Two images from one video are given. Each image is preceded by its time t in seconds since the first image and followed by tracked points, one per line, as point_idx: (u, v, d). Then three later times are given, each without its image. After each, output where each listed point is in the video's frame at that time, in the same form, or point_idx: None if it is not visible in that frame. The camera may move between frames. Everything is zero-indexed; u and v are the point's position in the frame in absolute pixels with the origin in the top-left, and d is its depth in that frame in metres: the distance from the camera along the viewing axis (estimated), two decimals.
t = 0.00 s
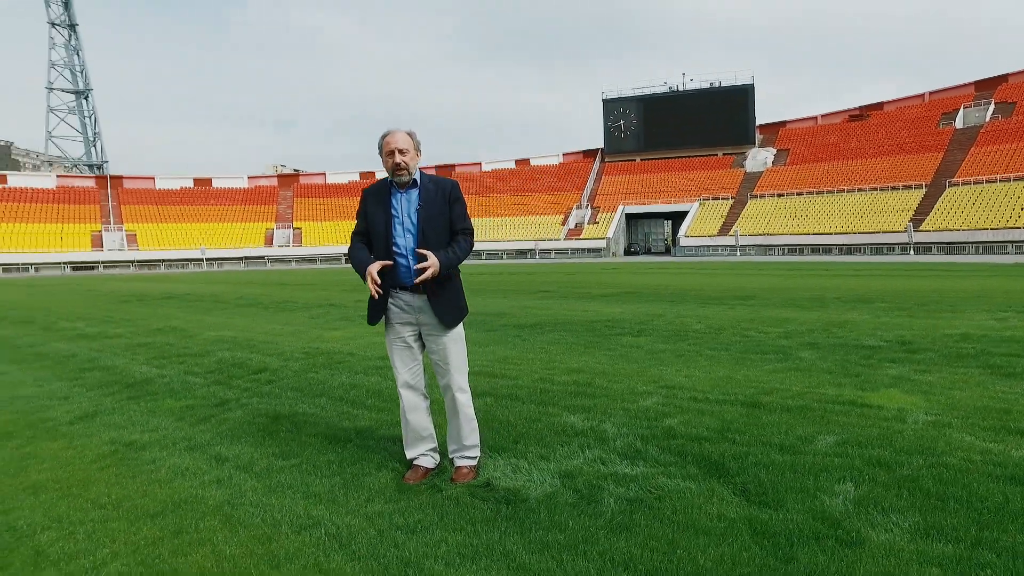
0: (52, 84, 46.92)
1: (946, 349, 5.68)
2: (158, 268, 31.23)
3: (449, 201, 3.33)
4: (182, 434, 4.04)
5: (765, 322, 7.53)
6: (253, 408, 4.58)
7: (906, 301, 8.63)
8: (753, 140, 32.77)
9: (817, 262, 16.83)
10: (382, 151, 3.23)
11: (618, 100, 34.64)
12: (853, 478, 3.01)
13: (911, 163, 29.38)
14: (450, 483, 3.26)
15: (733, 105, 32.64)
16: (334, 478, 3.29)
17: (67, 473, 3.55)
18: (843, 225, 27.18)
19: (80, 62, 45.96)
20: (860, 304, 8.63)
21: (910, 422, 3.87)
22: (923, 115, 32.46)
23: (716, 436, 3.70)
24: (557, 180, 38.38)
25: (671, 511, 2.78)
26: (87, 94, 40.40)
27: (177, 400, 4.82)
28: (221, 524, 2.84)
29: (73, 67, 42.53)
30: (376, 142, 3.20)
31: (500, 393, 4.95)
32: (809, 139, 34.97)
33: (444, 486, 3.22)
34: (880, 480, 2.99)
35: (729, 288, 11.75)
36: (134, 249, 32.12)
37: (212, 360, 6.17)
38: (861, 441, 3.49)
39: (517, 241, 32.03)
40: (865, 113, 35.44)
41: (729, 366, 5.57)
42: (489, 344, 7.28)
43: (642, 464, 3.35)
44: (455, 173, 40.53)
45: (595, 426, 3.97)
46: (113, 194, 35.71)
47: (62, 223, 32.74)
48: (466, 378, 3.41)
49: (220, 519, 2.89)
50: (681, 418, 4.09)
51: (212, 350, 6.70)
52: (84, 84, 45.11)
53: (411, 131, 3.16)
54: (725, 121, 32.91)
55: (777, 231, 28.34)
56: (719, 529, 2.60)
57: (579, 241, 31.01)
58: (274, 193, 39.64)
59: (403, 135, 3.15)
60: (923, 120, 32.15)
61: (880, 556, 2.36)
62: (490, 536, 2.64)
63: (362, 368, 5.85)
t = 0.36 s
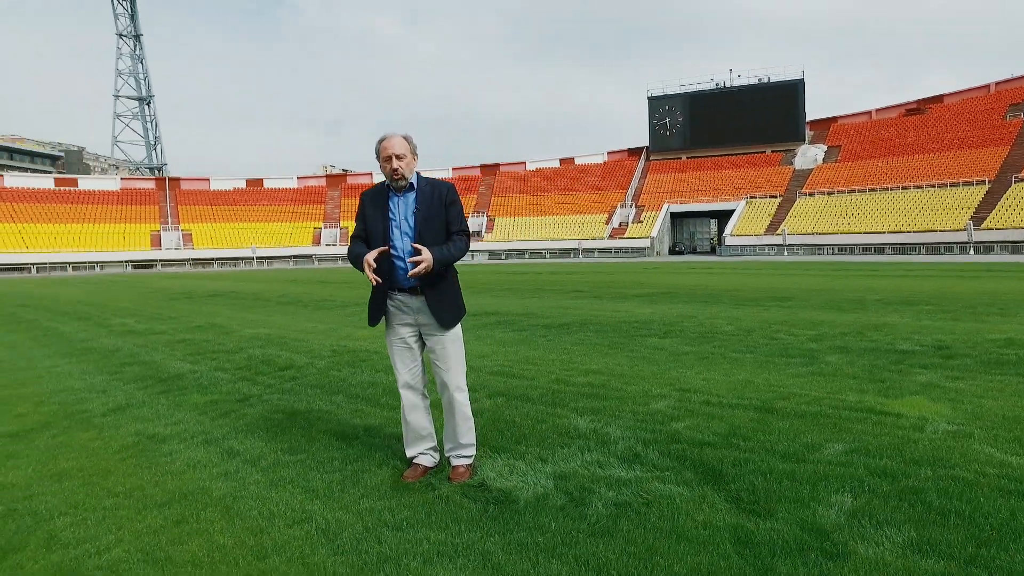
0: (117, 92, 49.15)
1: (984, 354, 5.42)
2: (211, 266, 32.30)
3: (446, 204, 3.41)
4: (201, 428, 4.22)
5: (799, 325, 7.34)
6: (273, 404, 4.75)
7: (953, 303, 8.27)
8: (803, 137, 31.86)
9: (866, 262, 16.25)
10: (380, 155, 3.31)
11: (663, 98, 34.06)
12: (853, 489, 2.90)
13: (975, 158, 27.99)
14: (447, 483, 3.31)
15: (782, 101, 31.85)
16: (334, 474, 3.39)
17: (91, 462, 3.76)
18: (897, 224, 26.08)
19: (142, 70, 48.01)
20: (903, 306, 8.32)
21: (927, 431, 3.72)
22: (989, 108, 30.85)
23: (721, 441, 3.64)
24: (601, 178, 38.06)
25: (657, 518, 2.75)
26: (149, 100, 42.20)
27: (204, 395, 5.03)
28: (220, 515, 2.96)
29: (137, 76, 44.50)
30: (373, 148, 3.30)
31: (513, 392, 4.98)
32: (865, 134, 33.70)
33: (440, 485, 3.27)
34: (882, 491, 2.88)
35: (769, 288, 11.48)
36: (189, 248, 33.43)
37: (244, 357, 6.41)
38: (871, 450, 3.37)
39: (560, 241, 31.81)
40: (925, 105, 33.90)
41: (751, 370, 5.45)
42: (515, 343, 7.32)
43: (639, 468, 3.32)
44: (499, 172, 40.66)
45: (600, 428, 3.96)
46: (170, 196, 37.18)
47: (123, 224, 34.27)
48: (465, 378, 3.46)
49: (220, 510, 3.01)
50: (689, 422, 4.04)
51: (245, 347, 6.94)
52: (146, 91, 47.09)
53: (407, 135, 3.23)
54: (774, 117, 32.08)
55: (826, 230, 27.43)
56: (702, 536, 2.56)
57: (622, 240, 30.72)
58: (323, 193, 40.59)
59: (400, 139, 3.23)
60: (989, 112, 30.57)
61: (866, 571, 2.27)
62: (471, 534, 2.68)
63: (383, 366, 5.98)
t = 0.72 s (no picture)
0: (177, 97, 51.16)
1: None
2: (263, 264, 33.32)
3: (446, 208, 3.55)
4: (222, 421, 4.38)
5: (835, 327, 7.10)
6: (293, 400, 4.89)
7: (1006, 306, 7.85)
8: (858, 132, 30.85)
9: (921, 263, 15.53)
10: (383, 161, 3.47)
11: (711, 95, 33.21)
12: (854, 499, 2.80)
13: None
14: (446, 480, 3.36)
15: (836, 96, 30.83)
16: (338, 468, 3.47)
17: (116, 450, 3.95)
18: (958, 224, 24.87)
19: (201, 76, 49.86)
20: (951, 308, 7.94)
21: (948, 441, 3.56)
22: None
23: (727, 446, 3.56)
24: (648, 177, 37.54)
25: (643, 521, 2.72)
26: (207, 105, 43.81)
27: (230, 389, 5.22)
28: (223, 505, 3.07)
29: (195, 81, 46.26)
30: (375, 152, 3.45)
31: (529, 392, 4.98)
32: (926, 128, 32.22)
33: (438, 483, 3.32)
34: (883, 502, 2.78)
35: (811, 288, 11.11)
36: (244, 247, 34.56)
37: (275, 354, 6.62)
38: (881, 459, 3.25)
39: (604, 240, 31.67)
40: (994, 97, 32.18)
41: (776, 373, 5.30)
42: (541, 343, 7.33)
43: (636, 471, 3.29)
44: (545, 171, 40.56)
45: (606, 429, 3.93)
46: (225, 196, 38.57)
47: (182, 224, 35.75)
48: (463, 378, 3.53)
49: (224, 500, 3.13)
50: (698, 425, 3.97)
51: (278, 344, 7.17)
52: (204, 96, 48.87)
53: (407, 140, 3.39)
54: (828, 111, 31.12)
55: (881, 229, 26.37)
56: (685, 542, 2.52)
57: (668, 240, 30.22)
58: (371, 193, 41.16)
59: (401, 145, 3.39)
60: None
61: None
62: (456, 532, 2.71)
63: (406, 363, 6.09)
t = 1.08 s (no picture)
0: (231, 101, 52.80)
1: None
2: (312, 262, 34.22)
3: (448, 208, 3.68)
4: (245, 413, 4.54)
5: (873, 330, 6.85)
6: (316, 395, 5.02)
7: None
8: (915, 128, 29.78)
9: (980, 263, 14.78)
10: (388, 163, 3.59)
11: (760, 92, 32.51)
12: (853, 506, 2.74)
13: None
14: (451, 474, 3.43)
15: (892, 90, 29.59)
16: (345, 461, 3.56)
17: (144, 436, 4.13)
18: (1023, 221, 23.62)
19: (254, 80, 51.33)
20: (1001, 310, 7.56)
21: (966, 449, 3.42)
22: None
23: (734, 448, 3.51)
24: (694, 175, 36.91)
25: (632, 521, 2.72)
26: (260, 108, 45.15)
27: (259, 383, 5.40)
28: (233, 492, 3.20)
29: (249, 85, 47.69)
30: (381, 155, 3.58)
31: (545, 390, 5.00)
32: (991, 121, 30.68)
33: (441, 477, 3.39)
34: (882, 509, 2.71)
35: (855, 289, 10.73)
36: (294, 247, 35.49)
37: (307, 350, 6.81)
38: (890, 466, 3.15)
39: (649, 239, 31.08)
40: None
41: (802, 376, 5.16)
42: (568, 342, 7.32)
43: (636, 471, 3.28)
44: (589, 170, 40.30)
45: (614, 429, 3.93)
46: (277, 197, 39.66)
47: (236, 223, 37.01)
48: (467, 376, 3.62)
49: (234, 487, 3.26)
50: (708, 427, 3.92)
51: (311, 341, 7.37)
52: (257, 100, 50.32)
53: (413, 144, 3.53)
54: (883, 106, 29.95)
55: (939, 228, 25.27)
56: (670, 544, 2.51)
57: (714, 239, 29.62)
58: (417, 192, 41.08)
59: (406, 147, 3.52)
60: None
61: None
62: (448, 525, 2.77)
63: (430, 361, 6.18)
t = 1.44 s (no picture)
0: (312, 106, 55.04)
1: None
2: (386, 260, 35.19)
3: (485, 204, 3.81)
4: (301, 403, 4.78)
5: (948, 332, 6.45)
6: (368, 388, 5.22)
7: None
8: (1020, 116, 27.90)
9: None
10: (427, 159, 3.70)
11: (842, 83, 31.02)
12: (885, 516, 2.63)
13: None
14: (482, 467, 3.50)
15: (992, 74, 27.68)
16: (384, 451, 3.70)
17: (207, 419, 4.42)
18: None
19: (334, 85, 53.32)
20: None
21: None
22: None
23: (771, 452, 3.42)
24: (773, 171, 35.52)
25: (649, 521, 2.71)
26: (340, 111, 46.80)
27: (318, 375, 5.68)
28: (278, 476, 3.39)
29: (329, 90, 49.56)
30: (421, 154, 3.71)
31: (590, 388, 5.00)
32: None
33: (473, 470, 3.46)
34: (917, 521, 2.58)
35: (938, 289, 10.07)
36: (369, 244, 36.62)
37: (367, 345, 7.09)
38: (935, 478, 3.00)
39: (723, 238, 30.26)
40: None
41: (861, 380, 4.93)
42: (623, 339, 7.27)
43: (665, 471, 3.26)
44: (662, 167, 39.56)
45: (650, 428, 3.90)
46: (354, 196, 41.00)
47: (316, 222, 38.55)
48: (503, 370, 3.70)
49: (279, 471, 3.45)
50: (749, 430, 3.83)
51: (372, 336, 7.66)
52: (337, 103, 52.21)
53: (451, 143, 3.64)
54: (982, 92, 28.08)
55: None
56: (685, 544, 2.50)
57: (793, 237, 28.40)
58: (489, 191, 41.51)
59: (446, 145, 3.62)
60: None
61: None
62: (470, 515, 2.85)
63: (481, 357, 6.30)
